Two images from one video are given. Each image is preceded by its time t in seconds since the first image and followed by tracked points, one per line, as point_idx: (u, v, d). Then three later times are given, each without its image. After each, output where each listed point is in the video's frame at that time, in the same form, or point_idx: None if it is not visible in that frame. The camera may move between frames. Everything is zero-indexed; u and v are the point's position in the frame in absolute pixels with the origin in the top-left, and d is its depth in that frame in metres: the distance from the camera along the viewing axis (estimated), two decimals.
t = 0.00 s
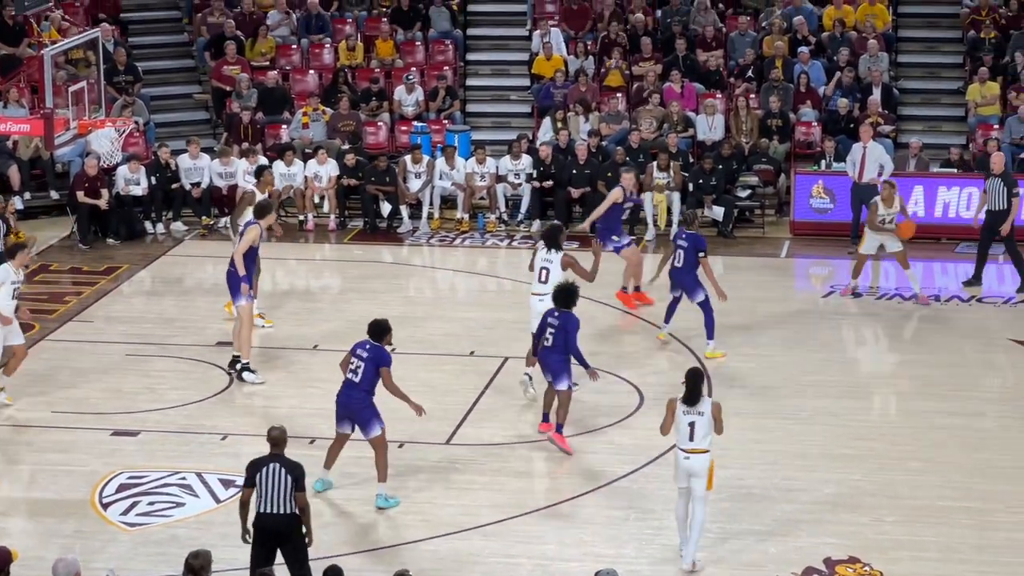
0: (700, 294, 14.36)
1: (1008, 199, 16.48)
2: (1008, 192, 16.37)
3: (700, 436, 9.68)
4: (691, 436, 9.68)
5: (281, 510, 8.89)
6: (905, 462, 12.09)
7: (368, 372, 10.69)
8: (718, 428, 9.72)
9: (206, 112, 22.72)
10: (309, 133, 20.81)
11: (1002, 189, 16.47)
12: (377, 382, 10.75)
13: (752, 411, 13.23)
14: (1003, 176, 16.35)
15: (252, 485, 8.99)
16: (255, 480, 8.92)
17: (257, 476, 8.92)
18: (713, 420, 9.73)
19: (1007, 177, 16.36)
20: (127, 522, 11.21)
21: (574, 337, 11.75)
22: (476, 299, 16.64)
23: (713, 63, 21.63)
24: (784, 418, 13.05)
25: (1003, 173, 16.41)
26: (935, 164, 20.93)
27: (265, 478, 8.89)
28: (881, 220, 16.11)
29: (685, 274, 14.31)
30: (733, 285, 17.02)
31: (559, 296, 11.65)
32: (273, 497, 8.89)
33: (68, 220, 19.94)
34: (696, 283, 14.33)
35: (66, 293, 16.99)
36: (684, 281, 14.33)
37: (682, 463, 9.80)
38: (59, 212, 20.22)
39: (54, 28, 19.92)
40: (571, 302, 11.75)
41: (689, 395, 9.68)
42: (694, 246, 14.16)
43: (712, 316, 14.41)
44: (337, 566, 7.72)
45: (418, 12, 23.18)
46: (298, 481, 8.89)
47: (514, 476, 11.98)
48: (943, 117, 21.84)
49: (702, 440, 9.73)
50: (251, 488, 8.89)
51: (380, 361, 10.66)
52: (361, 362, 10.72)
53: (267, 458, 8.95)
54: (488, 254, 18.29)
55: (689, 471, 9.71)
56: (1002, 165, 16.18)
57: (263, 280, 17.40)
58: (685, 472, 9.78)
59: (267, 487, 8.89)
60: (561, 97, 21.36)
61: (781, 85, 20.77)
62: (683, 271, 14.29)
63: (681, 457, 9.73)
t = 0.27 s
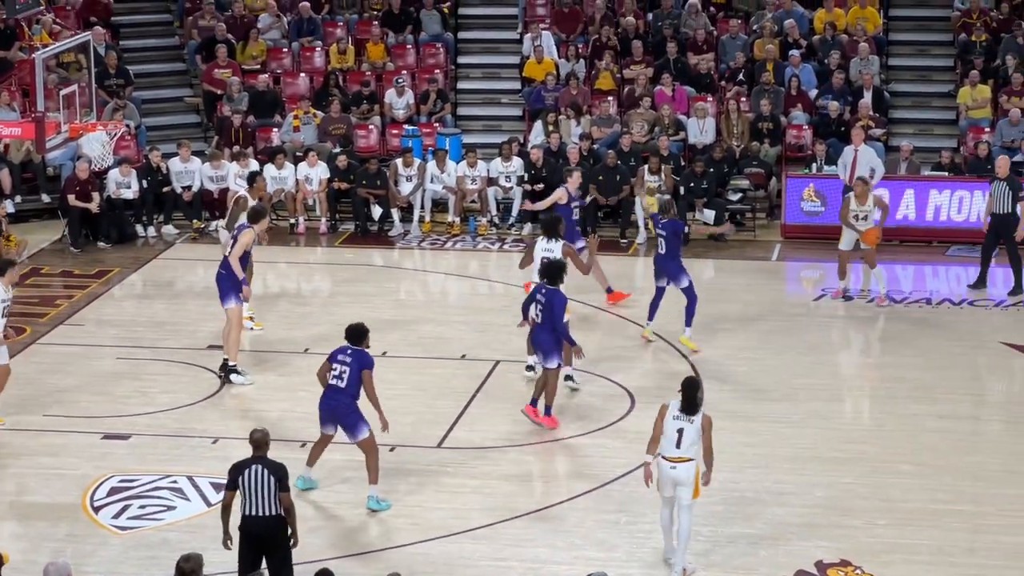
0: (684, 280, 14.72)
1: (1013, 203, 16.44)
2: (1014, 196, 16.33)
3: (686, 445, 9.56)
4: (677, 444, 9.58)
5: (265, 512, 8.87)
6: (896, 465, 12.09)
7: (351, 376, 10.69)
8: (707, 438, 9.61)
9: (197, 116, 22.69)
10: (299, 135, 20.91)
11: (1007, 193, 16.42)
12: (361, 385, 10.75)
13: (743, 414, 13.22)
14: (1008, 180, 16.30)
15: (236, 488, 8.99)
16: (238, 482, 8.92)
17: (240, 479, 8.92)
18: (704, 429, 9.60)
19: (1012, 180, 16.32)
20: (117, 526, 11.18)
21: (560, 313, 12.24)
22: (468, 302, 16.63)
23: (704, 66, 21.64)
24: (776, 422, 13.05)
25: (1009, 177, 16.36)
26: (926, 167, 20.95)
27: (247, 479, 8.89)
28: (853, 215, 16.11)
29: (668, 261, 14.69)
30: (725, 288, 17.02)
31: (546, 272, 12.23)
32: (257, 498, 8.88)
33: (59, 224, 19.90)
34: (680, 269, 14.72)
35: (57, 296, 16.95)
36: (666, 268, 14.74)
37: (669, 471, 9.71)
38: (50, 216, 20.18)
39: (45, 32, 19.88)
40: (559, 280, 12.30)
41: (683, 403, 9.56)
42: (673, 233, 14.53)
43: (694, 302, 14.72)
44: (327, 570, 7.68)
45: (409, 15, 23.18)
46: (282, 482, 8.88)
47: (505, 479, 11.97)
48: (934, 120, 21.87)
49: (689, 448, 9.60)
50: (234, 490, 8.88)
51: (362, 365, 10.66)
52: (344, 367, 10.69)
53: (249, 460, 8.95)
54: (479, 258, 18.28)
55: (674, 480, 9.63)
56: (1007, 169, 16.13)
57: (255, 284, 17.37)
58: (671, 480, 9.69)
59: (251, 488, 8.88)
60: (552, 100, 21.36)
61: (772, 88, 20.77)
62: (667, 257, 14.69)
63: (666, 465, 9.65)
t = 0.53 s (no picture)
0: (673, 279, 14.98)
1: (1013, 205, 16.42)
2: (1015, 197, 16.31)
3: (681, 446, 9.56)
4: (671, 446, 9.56)
5: (262, 512, 8.89)
6: (890, 466, 12.10)
7: (318, 371, 10.76)
8: (697, 438, 9.59)
9: (193, 117, 22.71)
10: (294, 137, 20.67)
11: (1008, 195, 16.39)
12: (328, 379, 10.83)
13: (738, 416, 13.24)
14: (1008, 181, 16.29)
15: (230, 490, 9.00)
16: (234, 483, 8.94)
17: (235, 480, 8.93)
18: (693, 430, 9.59)
19: (1013, 182, 16.30)
20: (112, 527, 11.18)
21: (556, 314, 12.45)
22: (463, 303, 16.64)
23: (699, 68, 21.66)
24: (770, 423, 13.06)
25: (1010, 179, 16.34)
26: (920, 169, 20.98)
27: (244, 480, 8.90)
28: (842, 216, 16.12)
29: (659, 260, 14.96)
30: (720, 289, 17.04)
31: (540, 274, 12.33)
32: (254, 499, 8.89)
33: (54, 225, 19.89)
34: (674, 270, 14.95)
35: (53, 298, 16.95)
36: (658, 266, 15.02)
37: (666, 475, 9.66)
38: (45, 217, 20.18)
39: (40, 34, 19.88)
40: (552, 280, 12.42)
41: (670, 406, 9.56)
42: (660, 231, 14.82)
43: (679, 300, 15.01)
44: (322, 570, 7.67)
45: (404, 16, 23.18)
46: (279, 482, 8.91)
47: (500, 480, 11.97)
48: (928, 122, 21.90)
49: (684, 450, 9.60)
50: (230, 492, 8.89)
51: (328, 359, 10.72)
52: (311, 362, 10.75)
53: (245, 461, 8.97)
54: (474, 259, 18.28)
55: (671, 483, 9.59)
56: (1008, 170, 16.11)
57: (250, 285, 17.37)
58: (670, 484, 9.64)
59: (247, 489, 8.89)
60: (547, 101, 21.38)
61: (767, 90, 20.80)
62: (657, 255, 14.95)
63: (663, 469, 9.61)
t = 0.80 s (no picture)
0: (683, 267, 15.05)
1: (1015, 203, 16.40)
2: (1016, 196, 16.30)
3: (679, 446, 9.56)
4: (669, 447, 9.57)
5: (263, 511, 8.88)
6: (890, 465, 12.11)
7: (296, 365, 10.87)
8: (694, 438, 9.59)
9: (192, 116, 22.71)
10: (294, 135, 20.69)
11: (1010, 193, 16.37)
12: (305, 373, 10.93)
13: (738, 414, 13.24)
14: (1010, 180, 16.27)
15: (235, 487, 9.01)
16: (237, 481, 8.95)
17: (238, 478, 8.95)
18: (689, 430, 9.59)
19: (1015, 180, 16.28)
20: (112, 525, 11.19)
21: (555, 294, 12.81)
22: (464, 301, 16.65)
23: (699, 66, 21.65)
24: (770, 421, 13.07)
25: (1011, 177, 16.32)
26: (920, 167, 20.98)
27: (247, 479, 8.91)
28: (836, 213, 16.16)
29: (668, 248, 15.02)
30: (719, 287, 17.04)
31: (537, 255, 12.71)
32: (255, 497, 8.89)
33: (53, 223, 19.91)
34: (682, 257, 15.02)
35: (53, 296, 16.95)
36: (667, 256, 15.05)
37: (668, 476, 9.65)
38: (45, 215, 20.19)
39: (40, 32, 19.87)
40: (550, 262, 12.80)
41: (660, 406, 9.58)
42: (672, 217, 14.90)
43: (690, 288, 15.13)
44: (323, 568, 7.67)
45: (404, 15, 23.18)
46: (280, 481, 8.90)
47: (500, 479, 11.98)
48: (928, 120, 21.90)
49: (682, 450, 9.61)
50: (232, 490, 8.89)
51: (308, 353, 10.83)
52: (291, 356, 10.86)
53: (248, 460, 8.97)
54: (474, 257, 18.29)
55: (674, 483, 9.58)
56: (1010, 169, 16.11)
57: (250, 283, 17.37)
58: (672, 485, 9.63)
59: (249, 488, 8.89)
60: (547, 100, 21.39)
61: (767, 88, 20.80)
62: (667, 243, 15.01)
63: (665, 471, 9.62)
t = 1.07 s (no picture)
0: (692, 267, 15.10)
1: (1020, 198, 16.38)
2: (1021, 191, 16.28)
3: (695, 446, 9.55)
4: (686, 447, 9.55)
5: (274, 507, 8.90)
6: (894, 460, 12.11)
7: (256, 347, 11.19)
8: (712, 438, 9.56)
9: (196, 111, 22.72)
10: (298, 130, 20.90)
11: (1016, 189, 16.36)
12: (265, 354, 11.26)
13: (742, 409, 13.24)
14: (1016, 175, 16.25)
15: (244, 483, 8.99)
16: (247, 478, 8.92)
17: (249, 474, 8.91)
18: (707, 429, 9.56)
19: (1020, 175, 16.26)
20: (117, 520, 11.21)
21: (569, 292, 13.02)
22: (468, 296, 16.66)
23: (703, 62, 21.64)
24: (774, 416, 13.07)
25: (1017, 173, 16.30)
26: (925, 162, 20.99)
27: (258, 475, 8.88)
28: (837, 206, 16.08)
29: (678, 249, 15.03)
30: (723, 283, 17.05)
31: (553, 255, 12.88)
32: (266, 493, 8.90)
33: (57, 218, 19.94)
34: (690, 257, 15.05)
35: (57, 291, 16.98)
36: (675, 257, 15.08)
37: (679, 473, 9.66)
38: (50, 210, 20.21)
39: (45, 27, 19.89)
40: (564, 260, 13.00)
41: (680, 404, 9.51)
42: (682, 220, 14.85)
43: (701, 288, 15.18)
44: (328, 564, 7.66)
45: (408, 10, 23.18)
46: (291, 479, 8.88)
47: (504, 474, 11.99)
48: (933, 115, 21.89)
49: (697, 450, 9.60)
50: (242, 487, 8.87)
51: (264, 334, 11.13)
52: (248, 339, 11.17)
53: (259, 456, 8.95)
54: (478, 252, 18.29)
55: (686, 482, 9.60)
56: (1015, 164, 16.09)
57: (254, 278, 17.39)
58: (682, 483, 9.65)
59: (259, 484, 8.88)
60: (552, 95, 21.39)
61: (771, 83, 20.80)
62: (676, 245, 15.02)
63: (677, 468, 9.61)
